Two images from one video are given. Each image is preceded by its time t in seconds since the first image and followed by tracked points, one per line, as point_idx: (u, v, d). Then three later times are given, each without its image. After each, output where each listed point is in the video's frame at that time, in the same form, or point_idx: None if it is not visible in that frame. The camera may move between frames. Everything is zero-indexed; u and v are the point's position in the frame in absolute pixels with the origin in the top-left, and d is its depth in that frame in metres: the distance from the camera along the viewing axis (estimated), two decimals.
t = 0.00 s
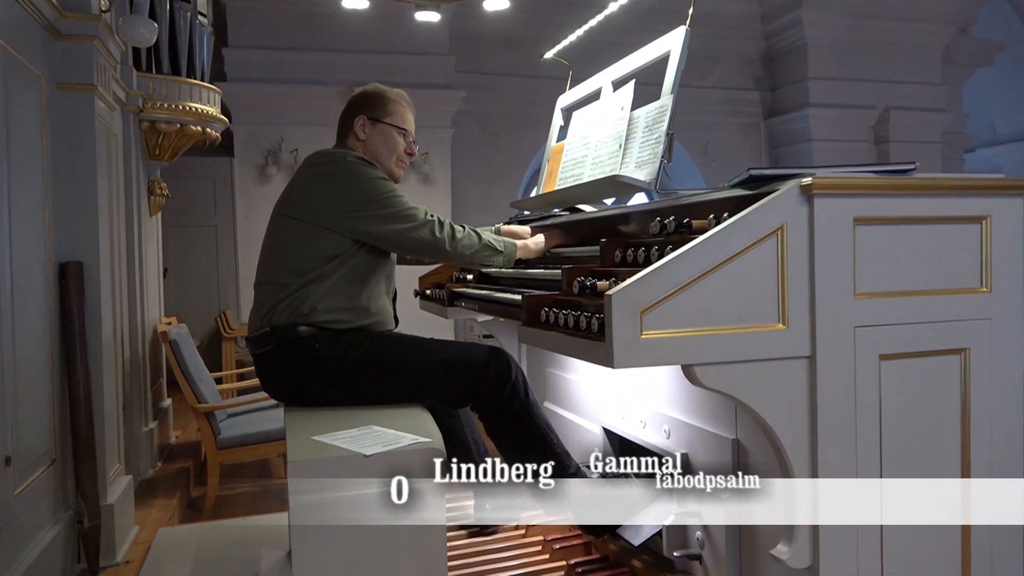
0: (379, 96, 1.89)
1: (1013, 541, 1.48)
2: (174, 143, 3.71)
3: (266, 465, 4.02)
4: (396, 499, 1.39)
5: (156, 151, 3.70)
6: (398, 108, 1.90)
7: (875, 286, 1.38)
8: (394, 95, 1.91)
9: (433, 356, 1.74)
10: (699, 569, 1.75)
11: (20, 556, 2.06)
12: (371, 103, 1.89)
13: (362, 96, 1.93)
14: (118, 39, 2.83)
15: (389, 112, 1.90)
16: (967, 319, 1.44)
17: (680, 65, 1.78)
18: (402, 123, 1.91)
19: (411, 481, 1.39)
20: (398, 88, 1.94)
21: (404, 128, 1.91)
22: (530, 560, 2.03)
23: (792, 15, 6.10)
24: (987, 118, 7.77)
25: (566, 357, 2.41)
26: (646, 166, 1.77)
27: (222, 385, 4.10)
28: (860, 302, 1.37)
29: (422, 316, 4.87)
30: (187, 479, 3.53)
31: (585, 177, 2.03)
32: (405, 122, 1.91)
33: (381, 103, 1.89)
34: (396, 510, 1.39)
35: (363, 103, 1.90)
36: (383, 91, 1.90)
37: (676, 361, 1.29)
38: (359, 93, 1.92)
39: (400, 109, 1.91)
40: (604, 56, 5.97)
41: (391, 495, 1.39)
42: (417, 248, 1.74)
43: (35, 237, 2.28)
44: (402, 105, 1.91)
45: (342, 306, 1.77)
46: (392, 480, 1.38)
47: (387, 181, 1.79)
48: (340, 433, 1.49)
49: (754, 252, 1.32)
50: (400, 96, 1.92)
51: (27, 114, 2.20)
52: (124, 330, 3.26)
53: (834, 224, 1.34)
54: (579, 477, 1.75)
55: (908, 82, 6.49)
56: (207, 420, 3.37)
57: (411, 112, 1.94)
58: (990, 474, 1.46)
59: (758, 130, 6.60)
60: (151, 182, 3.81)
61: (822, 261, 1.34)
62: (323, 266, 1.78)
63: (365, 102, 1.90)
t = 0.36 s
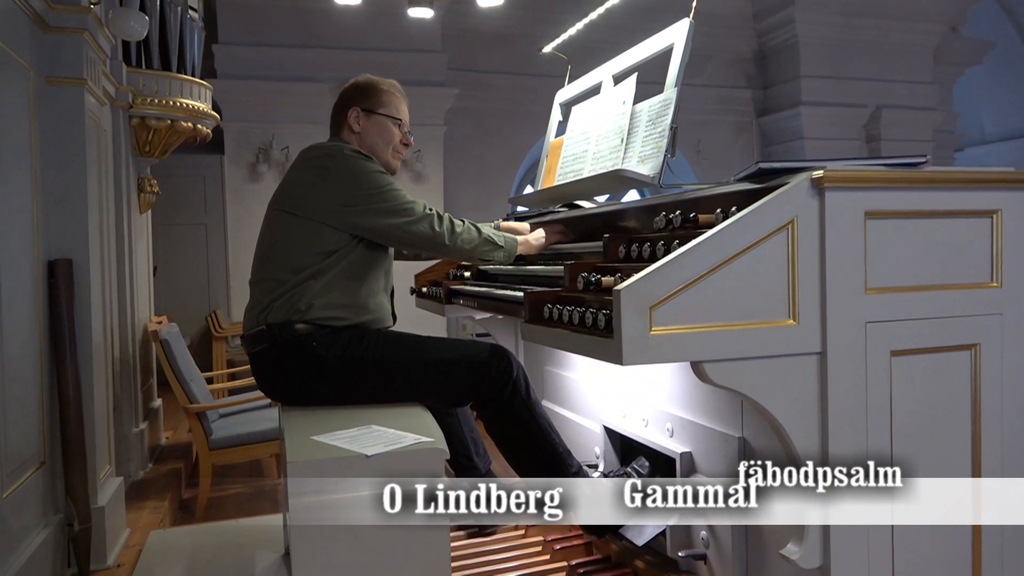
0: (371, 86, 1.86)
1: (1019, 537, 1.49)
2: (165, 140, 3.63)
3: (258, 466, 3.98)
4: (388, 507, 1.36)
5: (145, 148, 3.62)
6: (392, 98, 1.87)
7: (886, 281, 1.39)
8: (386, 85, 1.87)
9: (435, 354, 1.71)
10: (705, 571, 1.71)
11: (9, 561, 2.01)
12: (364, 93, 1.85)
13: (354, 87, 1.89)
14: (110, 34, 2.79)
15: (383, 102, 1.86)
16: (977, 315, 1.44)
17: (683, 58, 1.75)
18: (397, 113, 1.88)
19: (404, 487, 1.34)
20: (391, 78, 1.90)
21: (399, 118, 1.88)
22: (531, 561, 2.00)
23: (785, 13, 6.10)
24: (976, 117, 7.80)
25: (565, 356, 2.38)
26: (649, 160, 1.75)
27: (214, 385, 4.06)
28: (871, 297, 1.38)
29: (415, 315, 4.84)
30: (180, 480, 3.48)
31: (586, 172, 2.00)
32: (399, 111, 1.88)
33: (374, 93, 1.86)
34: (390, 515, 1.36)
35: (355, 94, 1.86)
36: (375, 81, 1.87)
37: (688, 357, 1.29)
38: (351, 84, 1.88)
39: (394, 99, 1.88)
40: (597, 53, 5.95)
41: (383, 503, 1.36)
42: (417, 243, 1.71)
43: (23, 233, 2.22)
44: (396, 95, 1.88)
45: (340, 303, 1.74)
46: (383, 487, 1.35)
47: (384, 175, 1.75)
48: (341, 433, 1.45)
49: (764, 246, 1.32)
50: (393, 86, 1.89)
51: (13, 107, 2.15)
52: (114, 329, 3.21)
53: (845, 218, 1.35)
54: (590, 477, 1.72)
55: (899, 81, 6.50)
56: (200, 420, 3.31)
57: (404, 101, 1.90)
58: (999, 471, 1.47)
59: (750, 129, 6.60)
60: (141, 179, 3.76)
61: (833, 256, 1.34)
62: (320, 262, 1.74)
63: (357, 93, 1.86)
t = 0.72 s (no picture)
0: (362, 81, 1.82)
1: None
2: (156, 139, 3.62)
3: (252, 467, 3.95)
4: (387, 507, 1.33)
5: (138, 147, 3.60)
6: (384, 92, 1.84)
7: (889, 278, 1.38)
8: (378, 80, 1.84)
9: (431, 354, 1.68)
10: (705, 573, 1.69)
11: None
12: (355, 89, 1.82)
13: (345, 82, 1.86)
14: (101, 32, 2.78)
15: (375, 97, 1.83)
16: (980, 312, 1.43)
17: (683, 52, 1.73)
18: (389, 108, 1.85)
19: (401, 486, 1.31)
20: (382, 72, 1.87)
21: (392, 112, 1.85)
22: (529, 562, 1.98)
23: (779, 11, 6.09)
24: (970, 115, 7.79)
25: (563, 355, 2.36)
26: (648, 156, 1.72)
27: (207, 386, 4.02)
28: (875, 295, 1.37)
29: (410, 314, 4.81)
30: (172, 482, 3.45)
31: (583, 169, 1.98)
32: (392, 106, 1.85)
33: (366, 88, 1.82)
34: (388, 515, 1.33)
35: (347, 89, 1.83)
36: (366, 76, 1.83)
37: (690, 358, 1.28)
38: (342, 79, 1.85)
39: (386, 93, 1.84)
40: (592, 52, 5.92)
41: (380, 502, 1.33)
42: (412, 239, 1.68)
43: (11, 233, 2.19)
44: (388, 89, 1.85)
45: (335, 301, 1.71)
46: (381, 488, 1.31)
47: (379, 171, 1.73)
48: (336, 436, 1.42)
49: (768, 244, 1.31)
50: (385, 81, 1.85)
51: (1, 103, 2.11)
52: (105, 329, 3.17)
53: (849, 214, 1.34)
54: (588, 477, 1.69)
55: (895, 78, 6.50)
56: (192, 421, 3.28)
57: (397, 95, 1.87)
58: (1004, 470, 1.46)
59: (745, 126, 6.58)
60: (133, 179, 3.72)
61: (837, 253, 1.33)
62: (313, 259, 1.71)
63: (348, 88, 1.83)
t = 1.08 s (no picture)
0: (357, 76, 1.78)
1: None
2: (154, 137, 3.58)
3: (253, 469, 3.91)
4: (385, 507, 1.28)
5: (135, 145, 3.56)
6: (379, 87, 1.79)
7: (902, 276, 1.34)
8: (374, 74, 1.80)
9: (428, 356, 1.64)
10: None
11: None
12: (350, 83, 1.78)
13: (339, 77, 1.81)
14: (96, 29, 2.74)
15: (369, 92, 1.79)
16: (995, 312, 1.39)
17: (686, 44, 1.68)
18: (384, 103, 1.80)
19: (401, 486, 1.26)
20: (377, 67, 1.83)
21: (388, 108, 1.80)
22: (530, 568, 1.94)
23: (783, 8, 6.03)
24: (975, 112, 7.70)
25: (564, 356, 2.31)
26: (651, 152, 1.68)
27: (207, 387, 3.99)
28: (888, 294, 1.32)
29: (412, 315, 4.77)
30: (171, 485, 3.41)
31: (585, 165, 1.93)
32: (387, 101, 1.80)
33: (361, 83, 1.78)
34: (386, 515, 1.29)
35: (341, 84, 1.78)
36: (361, 70, 1.79)
37: (697, 361, 1.23)
38: (336, 74, 1.80)
39: (381, 88, 1.80)
40: (594, 49, 5.87)
41: (379, 502, 1.28)
42: (408, 238, 1.64)
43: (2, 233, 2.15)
44: (383, 83, 1.80)
45: (329, 302, 1.67)
46: (379, 488, 1.26)
47: (375, 168, 1.68)
48: (333, 441, 1.38)
49: (776, 242, 1.26)
50: (380, 75, 1.81)
51: None
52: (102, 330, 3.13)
53: (860, 211, 1.29)
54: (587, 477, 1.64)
55: (900, 75, 6.44)
56: (191, 423, 3.24)
57: (392, 90, 1.83)
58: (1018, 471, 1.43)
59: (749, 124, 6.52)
60: (131, 178, 3.68)
61: (847, 251, 1.29)
62: (307, 259, 1.66)
63: (343, 83, 1.78)
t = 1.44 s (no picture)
0: (362, 74, 1.74)
1: None
2: (165, 138, 3.55)
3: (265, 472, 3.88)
4: (384, 506, 1.25)
5: (146, 146, 3.52)
6: (384, 86, 1.74)
7: (931, 282, 1.28)
8: (379, 73, 1.75)
9: (436, 362, 1.59)
10: None
11: None
12: (355, 82, 1.73)
13: (344, 76, 1.77)
14: (103, 29, 2.71)
15: (375, 91, 1.74)
16: None
17: (703, 40, 1.62)
18: (390, 102, 1.75)
19: (399, 486, 1.22)
20: (383, 65, 1.78)
21: (393, 107, 1.75)
22: None
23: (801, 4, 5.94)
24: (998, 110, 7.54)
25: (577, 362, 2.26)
26: (666, 152, 1.62)
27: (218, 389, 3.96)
28: (916, 301, 1.26)
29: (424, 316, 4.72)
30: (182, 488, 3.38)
31: (598, 165, 1.88)
32: (393, 100, 1.76)
33: (366, 82, 1.74)
34: (385, 515, 1.25)
35: (346, 82, 1.74)
36: (367, 69, 1.75)
37: (714, 372, 1.17)
38: (342, 73, 1.76)
39: (387, 86, 1.75)
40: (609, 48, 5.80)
41: (378, 502, 1.24)
42: (415, 241, 1.58)
43: (8, 237, 2.13)
44: (389, 82, 1.76)
45: (335, 306, 1.62)
46: (378, 487, 1.23)
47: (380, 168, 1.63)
48: (331, 452, 1.34)
49: (799, 245, 1.20)
50: (386, 73, 1.76)
51: None
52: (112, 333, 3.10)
53: (888, 213, 1.23)
54: (592, 477, 1.56)
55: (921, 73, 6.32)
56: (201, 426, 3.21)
57: (399, 89, 1.78)
58: None
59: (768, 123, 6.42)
60: (142, 180, 3.65)
61: (874, 255, 1.23)
62: (312, 262, 1.62)
63: (347, 81, 1.74)
